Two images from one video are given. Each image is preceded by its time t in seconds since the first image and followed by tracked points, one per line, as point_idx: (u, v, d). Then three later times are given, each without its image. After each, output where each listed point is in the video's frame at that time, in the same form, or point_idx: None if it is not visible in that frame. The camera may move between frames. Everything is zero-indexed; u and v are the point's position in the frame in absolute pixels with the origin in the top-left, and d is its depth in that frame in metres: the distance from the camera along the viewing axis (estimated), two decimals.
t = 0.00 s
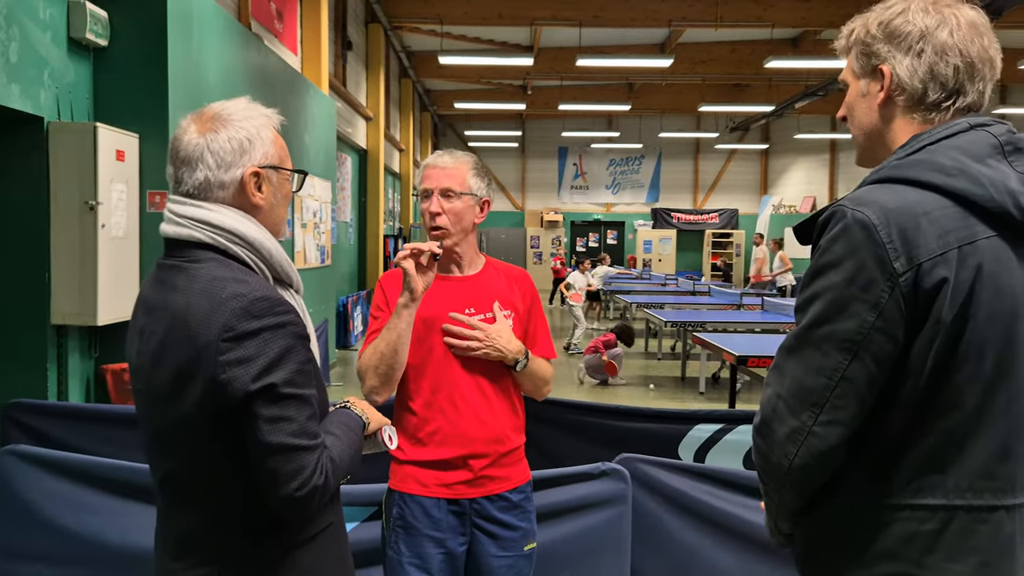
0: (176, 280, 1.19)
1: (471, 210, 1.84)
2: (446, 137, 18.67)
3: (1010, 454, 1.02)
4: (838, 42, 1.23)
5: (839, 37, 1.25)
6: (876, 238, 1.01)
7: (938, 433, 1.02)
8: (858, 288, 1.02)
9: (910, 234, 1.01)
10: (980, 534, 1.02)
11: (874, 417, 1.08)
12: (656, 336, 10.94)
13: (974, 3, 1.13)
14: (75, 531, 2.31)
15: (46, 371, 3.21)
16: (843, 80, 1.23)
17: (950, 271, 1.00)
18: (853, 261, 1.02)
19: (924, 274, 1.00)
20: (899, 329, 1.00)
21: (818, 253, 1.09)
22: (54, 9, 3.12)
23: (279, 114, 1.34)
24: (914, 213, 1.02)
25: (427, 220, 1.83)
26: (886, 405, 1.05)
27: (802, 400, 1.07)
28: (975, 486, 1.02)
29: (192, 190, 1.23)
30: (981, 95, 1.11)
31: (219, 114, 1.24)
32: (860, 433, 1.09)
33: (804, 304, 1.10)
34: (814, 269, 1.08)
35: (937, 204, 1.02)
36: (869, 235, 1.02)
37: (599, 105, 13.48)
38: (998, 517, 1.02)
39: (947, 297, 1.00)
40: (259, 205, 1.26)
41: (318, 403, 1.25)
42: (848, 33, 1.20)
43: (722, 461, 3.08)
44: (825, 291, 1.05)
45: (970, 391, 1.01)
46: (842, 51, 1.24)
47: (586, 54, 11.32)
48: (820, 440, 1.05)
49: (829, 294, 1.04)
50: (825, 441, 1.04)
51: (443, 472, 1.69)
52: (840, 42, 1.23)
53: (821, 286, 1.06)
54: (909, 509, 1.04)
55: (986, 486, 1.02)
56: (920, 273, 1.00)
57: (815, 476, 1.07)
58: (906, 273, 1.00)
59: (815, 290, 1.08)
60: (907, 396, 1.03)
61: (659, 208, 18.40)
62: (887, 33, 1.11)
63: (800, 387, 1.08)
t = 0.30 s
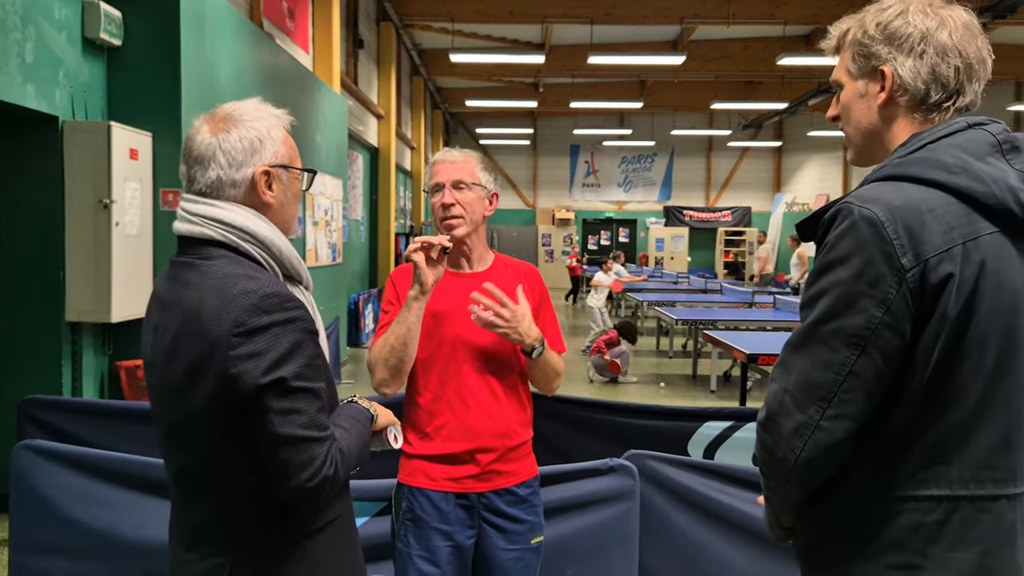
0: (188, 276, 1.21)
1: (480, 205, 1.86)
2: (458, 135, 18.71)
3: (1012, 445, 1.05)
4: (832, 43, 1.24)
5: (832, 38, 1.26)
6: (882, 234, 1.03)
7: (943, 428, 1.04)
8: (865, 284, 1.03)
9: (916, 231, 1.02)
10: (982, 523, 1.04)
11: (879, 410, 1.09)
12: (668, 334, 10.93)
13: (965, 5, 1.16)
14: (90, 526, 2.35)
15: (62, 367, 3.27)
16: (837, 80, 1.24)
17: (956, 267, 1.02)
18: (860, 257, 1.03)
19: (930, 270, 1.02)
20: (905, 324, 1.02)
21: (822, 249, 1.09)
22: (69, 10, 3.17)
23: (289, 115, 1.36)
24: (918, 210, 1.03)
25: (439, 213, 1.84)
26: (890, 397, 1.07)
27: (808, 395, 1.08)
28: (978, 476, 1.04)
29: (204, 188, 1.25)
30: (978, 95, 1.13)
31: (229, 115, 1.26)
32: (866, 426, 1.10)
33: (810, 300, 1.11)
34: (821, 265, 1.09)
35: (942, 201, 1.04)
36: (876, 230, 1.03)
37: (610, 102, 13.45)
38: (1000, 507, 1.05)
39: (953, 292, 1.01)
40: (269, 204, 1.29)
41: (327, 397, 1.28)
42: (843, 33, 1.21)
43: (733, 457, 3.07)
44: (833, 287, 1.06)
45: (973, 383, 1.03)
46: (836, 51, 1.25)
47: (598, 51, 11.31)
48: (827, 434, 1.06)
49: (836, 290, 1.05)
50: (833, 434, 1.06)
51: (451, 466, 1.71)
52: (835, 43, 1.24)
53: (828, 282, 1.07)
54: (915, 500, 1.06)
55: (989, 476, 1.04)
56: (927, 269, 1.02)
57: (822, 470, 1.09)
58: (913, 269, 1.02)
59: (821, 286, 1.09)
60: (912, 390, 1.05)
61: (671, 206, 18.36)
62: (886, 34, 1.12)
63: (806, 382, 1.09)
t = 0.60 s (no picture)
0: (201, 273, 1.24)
1: (485, 206, 1.88)
2: (467, 133, 18.75)
3: (1011, 438, 1.07)
4: (826, 44, 1.26)
5: (825, 41, 1.28)
6: (886, 231, 1.04)
7: (945, 422, 1.06)
8: (870, 280, 1.05)
9: (919, 228, 1.04)
10: (983, 514, 1.07)
11: (883, 405, 1.11)
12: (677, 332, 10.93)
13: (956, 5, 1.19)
14: (102, 520, 2.38)
15: (74, 364, 3.31)
16: (830, 83, 1.26)
17: (958, 263, 1.04)
18: (864, 253, 1.05)
19: (933, 266, 1.04)
20: (909, 319, 1.04)
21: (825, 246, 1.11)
22: (81, 10, 3.20)
23: (295, 115, 1.39)
24: (921, 208, 1.05)
25: (446, 216, 1.86)
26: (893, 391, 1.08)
27: (812, 390, 1.10)
28: (978, 468, 1.06)
29: (213, 188, 1.28)
30: (971, 95, 1.15)
31: (237, 115, 1.29)
32: (870, 421, 1.12)
33: (813, 296, 1.12)
34: (825, 261, 1.11)
35: (943, 200, 1.06)
36: (880, 228, 1.05)
37: (619, 101, 13.45)
38: (1000, 498, 1.08)
39: (955, 289, 1.03)
40: (276, 202, 1.31)
41: (334, 391, 1.31)
42: (838, 35, 1.23)
43: (739, 454, 3.05)
44: (837, 283, 1.08)
45: (974, 378, 1.05)
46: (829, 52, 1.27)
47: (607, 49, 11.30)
48: (832, 429, 1.08)
49: (840, 286, 1.07)
50: (838, 429, 1.08)
51: (456, 460, 1.74)
52: (828, 45, 1.26)
53: (832, 279, 1.09)
54: (917, 494, 1.08)
55: (989, 468, 1.07)
56: (930, 265, 1.04)
57: (826, 465, 1.11)
58: (917, 265, 1.03)
59: (825, 282, 1.10)
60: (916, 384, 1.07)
61: (680, 204, 18.35)
62: (881, 36, 1.14)
63: (810, 377, 1.10)
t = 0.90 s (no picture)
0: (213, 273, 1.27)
1: (492, 207, 1.92)
2: (475, 132, 18.81)
3: (1010, 433, 1.10)
4: (821, 49, 1.29)
5: (820, 46, 1.31)
6: (888, 231, 1.07)
7: (944, 418, 1.09)
8: (872, 279, 1.07)
9: (920, 228, 1.07)
10: (984, 509, 1.10)
11: (885, 402, 1.14)
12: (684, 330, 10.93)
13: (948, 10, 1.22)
14: (113, 515, 2.43)
15: (85, 361, 3.35)
16: (825, 87, 1.28)
17: (959, 261, 1.07)
18: (867, 253, 1.08)
19: (934, 265, 1.07)
20: (910, 317, 1.06)
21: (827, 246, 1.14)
22: (92, 12, 3.25)
23: (304, 118, 1.43)
24: (921, 209, 1.08)
25: (454, 218, 1.89)
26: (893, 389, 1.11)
27: (816, 388, 1.13)
28: (978, 463, 1.09)
29: (224, 187, 1.32)
30: (964, 98, 1.19)
31: (248, 119, 1.33)
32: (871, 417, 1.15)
33: (816, 296, 1.15)
34: (828, 262, 1.14)
35: (943, 199, 1.09)
36: (882, 228, 1.08)
37: (626, 99, 13.45)
38: (999, 493, 1.10)
39: (956, 288, 1.06)
40: (285, 202, 1.35)
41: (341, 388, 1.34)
42: (833, 40, 1.26)
43: (743, 451, 3.09)
44: (841, 282, 1.10)
45: (974, 376, 1.08)
46: (824, 56, 1.30)
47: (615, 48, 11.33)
48: (836, 426, 1.11)
49: (843, 285, 1.10)
50: (841, 426, 1.10)
51: (462, 456, 1.77)
52: (823, 49, 1.29)
53: (835, 277, 1.12)
54: (918, 489, 1.11)
55: (989, 463, 1.09)
56: (931, 264, 1.07)
57: (828, 462, 1.13)
58: (918, 264, 1.06)
59: (828, 282, 1.13)
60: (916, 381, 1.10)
61: (688, 202, 18.35)
62: (877, 41, 1.17)
63: (813, 375, 1.13)
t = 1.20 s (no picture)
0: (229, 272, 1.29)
1: (497, 206, 1.94)
2: (479, 131, 18.83)
3: (1014, 428, 1.14)
4: (818, 49, 1.31)
5: (817, 47, 1.33)
6: (900, 229, 1.09)
7: (953, 414, 1.11)
8: (884, 277, 1.09)
9: (929, 226, 1.09)
10: (988, 503, 1.12)
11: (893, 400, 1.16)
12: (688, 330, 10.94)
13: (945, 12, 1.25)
14: (119, 509, 2.46)
15: (91, 358, 3.39)
16: (823, 88, 1.30)
17: (968, 260, 1.09)
18: (879, 252, 1.10)
19: (945, 263, 1.09)
20: (922, 314, 1.08)
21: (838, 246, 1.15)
22: (99, 12, 3.28)
23: (308, 118, 1.45)
24: (931, 207, 1.10)
25: (461, 218, 1.91)
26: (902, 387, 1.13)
27: (827, 386, 1.14)
28: (982, 459, 1.12)
29: (230, 188, 1.34)
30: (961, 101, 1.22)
31: (254, 120, 1.35)
32: (881, 415, 1.16)
33: (826, 295, 1.16)
34: (839, 261, 1.15)
35: (950, 198, 1.11)
36: (894, 226, 1.09)
37: (630, 99, 13.45)
38: (1003, 487, 1.13)
39: (966, 286, 1.09)
40: (291, 202, 1.37)
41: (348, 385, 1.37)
42: (832, 42, 1.28)
43: (745, 449, 3.10)
44: (853, 281, 1.12)
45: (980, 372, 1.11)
46: (822, 56, 1.32)
47: (619, 47, 11.33)
48: (846, 423, 1.12)
49: (855, 284, 1.11)
50: (852, 424, 1.12)
51: (465, 453, 1.80)
52: (820, 50, 1.31)
53: (847, 276, 1.13)
54: (927, 484, 1.13)
55: (993, 458, 1.12)
56: (942, 262, 1.09)
57: (837, 460, 1.15)
58: (930, 263, 1.08)
59: (839, 281, 1.14)
60: (924, 378, 1.12)
61: (692, 201, 18.34)
62: (876, 44, 1.19)
63: (824, 373, 1.14)
